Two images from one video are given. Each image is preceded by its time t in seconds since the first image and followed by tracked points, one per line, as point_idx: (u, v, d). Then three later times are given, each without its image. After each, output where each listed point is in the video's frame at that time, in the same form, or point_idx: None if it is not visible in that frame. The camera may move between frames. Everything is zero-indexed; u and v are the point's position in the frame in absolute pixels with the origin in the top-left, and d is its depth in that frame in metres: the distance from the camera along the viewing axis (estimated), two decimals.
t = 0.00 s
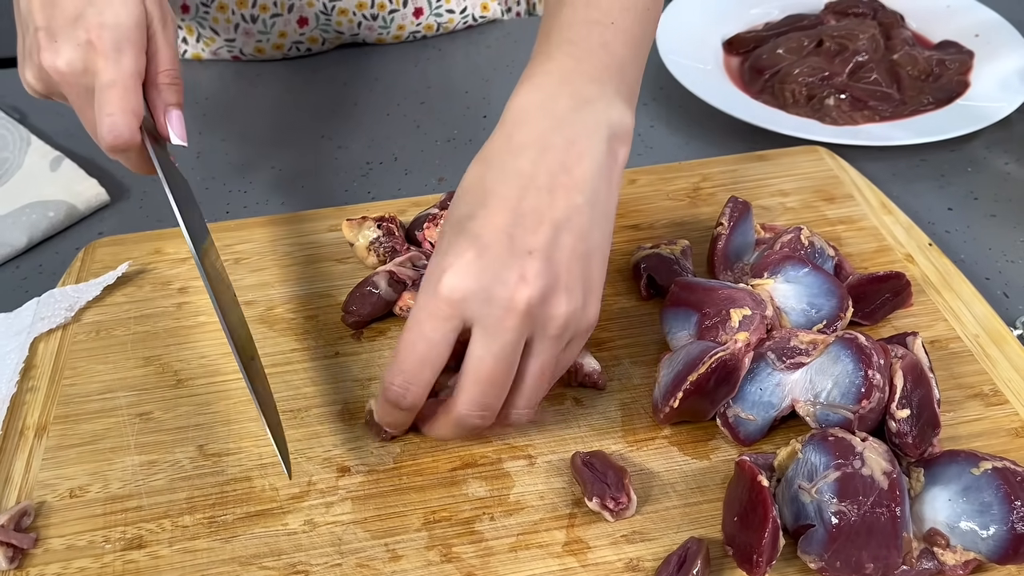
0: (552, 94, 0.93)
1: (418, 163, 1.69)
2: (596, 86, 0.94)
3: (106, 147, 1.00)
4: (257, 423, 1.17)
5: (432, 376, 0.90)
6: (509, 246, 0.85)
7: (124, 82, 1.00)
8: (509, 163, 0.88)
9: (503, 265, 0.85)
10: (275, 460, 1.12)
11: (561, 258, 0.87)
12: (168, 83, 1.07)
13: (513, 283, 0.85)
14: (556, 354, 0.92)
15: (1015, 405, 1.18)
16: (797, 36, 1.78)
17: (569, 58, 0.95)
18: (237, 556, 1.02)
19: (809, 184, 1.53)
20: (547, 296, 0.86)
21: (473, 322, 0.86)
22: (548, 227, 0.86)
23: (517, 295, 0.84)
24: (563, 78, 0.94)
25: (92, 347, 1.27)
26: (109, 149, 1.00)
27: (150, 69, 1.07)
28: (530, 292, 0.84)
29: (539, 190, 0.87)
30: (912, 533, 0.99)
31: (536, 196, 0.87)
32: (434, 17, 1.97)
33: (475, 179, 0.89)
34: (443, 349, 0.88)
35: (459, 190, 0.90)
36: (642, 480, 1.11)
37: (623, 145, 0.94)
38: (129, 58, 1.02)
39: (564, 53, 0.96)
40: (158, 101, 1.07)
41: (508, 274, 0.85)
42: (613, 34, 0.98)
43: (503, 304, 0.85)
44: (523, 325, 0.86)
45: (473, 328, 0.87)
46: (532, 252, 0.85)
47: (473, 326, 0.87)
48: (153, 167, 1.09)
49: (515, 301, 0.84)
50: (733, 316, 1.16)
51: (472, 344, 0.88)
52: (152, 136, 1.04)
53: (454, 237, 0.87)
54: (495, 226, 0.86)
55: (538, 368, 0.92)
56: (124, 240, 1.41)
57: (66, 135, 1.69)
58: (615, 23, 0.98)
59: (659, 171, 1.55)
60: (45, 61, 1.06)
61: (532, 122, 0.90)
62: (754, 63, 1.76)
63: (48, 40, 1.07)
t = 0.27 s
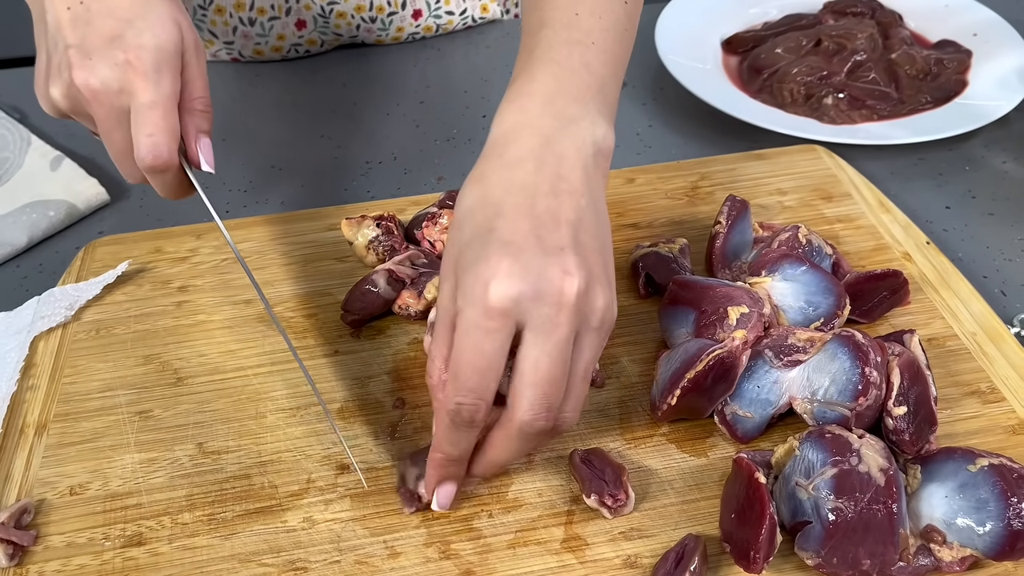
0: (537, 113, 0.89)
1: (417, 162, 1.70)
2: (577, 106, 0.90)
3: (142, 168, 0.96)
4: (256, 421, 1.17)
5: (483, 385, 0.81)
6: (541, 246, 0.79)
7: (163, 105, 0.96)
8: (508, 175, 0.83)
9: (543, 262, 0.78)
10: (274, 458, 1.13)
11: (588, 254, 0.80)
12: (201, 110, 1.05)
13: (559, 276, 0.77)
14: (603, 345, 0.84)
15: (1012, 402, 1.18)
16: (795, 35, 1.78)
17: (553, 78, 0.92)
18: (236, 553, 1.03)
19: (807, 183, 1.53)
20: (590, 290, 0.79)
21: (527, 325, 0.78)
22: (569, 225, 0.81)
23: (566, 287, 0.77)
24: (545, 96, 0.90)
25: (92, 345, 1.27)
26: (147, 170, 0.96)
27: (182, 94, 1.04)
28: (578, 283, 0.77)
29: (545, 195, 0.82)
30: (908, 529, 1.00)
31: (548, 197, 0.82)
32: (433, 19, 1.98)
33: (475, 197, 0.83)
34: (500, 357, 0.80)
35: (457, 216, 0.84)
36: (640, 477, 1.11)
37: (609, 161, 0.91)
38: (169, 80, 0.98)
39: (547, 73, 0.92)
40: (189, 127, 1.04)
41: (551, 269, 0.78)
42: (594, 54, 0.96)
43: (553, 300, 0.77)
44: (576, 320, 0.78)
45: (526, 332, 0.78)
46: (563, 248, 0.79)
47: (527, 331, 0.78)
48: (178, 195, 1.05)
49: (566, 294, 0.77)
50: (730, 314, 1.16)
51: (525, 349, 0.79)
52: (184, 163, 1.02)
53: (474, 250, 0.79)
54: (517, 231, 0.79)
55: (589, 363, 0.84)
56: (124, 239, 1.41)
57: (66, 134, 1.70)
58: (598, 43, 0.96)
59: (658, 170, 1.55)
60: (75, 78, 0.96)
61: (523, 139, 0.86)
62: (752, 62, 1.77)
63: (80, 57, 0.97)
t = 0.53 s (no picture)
0: (525, 123, 0.91)
1: (416, 162, 1.70)
2: (565, 116, 0.92)
3: (170, 180, 0.99)
4: (256, 420, 1.18)
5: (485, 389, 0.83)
6: (539, 250, 0.81)
7: (186, 116, 0.98)
8: (499, 184, 0.85)
9: (542, 266, 0.80)
10: (274, 456, 1.13)
11: (584, 256, 0.83)
12: (222, 117, 1.07)
13: (558, 280, 0.80)
14: (605, 346, 0.86)
15: (1008, 400, 1.18)
16: (794, 35, 1.78)
17: (540, 88, 0.94)
18: (236, 551, 1.03)
19: (805, 183, 1.54)
20: (588, 291, 0.81)
21: (529, 330, 0.80)
22: (564, 231, 0.83)
23: (566, 290, 0.79)
24: (533, 107, 0.92)
25: (92, 345, 1.28)
26: (175, 183, 0.99)
27: (203, 102, 1.05)
28: (578, 285, 0.80)
29: (538, 203, 0.84)
30: (905, 527, 1.00)
31: (541, 205, 0.84)
32: (434, 23, 1.99)
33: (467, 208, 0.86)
34: (499, 365, 0.82)
35: (450, 228, 0.86)
36: (638, 475, 1.11)
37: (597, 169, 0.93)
38: (189, 90, 0.99)
39: (535, 84, 0.94)
40: (212, 134, 1.06)
41: (550, 273, 0.80)
42: (581, 64, 0.97)
43: (553, 303, 0.79)
44: (577, 322, 0.80)
45: (528, 337, 0.80)
46: (560, 253, 0.81)
47: (529, 336, 0.80)
48: (208, 202, 1.08)
49: (563, 297, 0.79)
50: (728, 313, 1.17)
51: (531, 353, 0.80)
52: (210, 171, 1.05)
53: (471, 258, 0.82)
54: (513, 239, 0.82)
55: (593, 365, 0.86)
56: (124, 239, 1.42)
57: (67, 135, 1.70)
58: (584, 52, 0.98)
59: (656, 170, 1.56)
60: (97, 94, 0.99)
61: (511, 149, 0.88)
62: (750, 63, 1.77)
63: (99, 73, 0.99)
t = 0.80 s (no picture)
0: (492, 119, 0.90)
1: (417, 163, 1.71)
2: (533, 114, 0.92)
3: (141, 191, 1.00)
4: (257, 420, 1.18)
5: (463, 424, 0.80)
6: (507, 268, 0.80)
7: (153, 128, 0.99)
8: (464, 188, 0.84)
9: (512, 288, 0.79)
10: (275, 456, 1.14)
11: (551, 273, 0.82)
12: (195, 122, 1.07)
13: (528, 303, 0.78)
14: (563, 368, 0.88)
15: (1006, 400, 1.19)
16: (793, 37, 1.79)
17: (510, 83, 0.94)
18: (237, 550, 1.04)
19: (804, 184, 1.55)
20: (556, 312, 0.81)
21: (503, 355, 0.79)
22: (531, 245, 0.82)
23: (536, 315, 0.78)
24: (503, 102, 0.92)
25: (94, 345, 1.28)
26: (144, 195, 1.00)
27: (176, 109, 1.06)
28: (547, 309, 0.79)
29: (504, 211, 0.83)
30: (902, 525, 1.01)
31: (506, 215, 0.83)
32: (434, 26, 1.99)
33: (430, 210, 0.83)
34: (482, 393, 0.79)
35: (409, 227, 0.84)
36: (637, 474, 1.12)
37: (559, 172, 0.94)
38: (156, 101, 1.00)
39: (506, 78, 0.95)
40: (188, 139, 1.06)
41: (520, 295, 0.79)
42: (553, 62, 0.99)
43: (523, 328, 0.78)
44: (546, 345, 0.80)
45: (502, 361, 0.79)
46: (529, 271, 0.80)
47: (501, 360, 0.79)
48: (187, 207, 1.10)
49: (533, 321, 0.78)
50: (726, 313, 1.18)
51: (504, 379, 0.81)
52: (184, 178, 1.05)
53: (439, 273, 0.80)
54: (481, 254, 0.80)
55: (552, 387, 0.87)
56: (126, 240, 1.43)
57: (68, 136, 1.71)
58: (556, 52, 1.00)
59: (656, 170, 1.56)
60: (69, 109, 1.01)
61: (476, 148, 0.87)
62: (750, 64, 1.78)
63: (70, 88, 1.01)
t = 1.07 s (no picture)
0: (503, 126, 0.94)
1: (418, 166, 1.72)
2: (536, 122, 0.97)
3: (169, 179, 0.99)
4: (259, 421, 1.19)
5: (501, 417, 0.89)
6: (549, 272, 0.86)
7: (183, 113, 0.98)
8: (492, 197, 0.88)
9: (560, 292, 0.85)
10: (277, 457, 1.15)
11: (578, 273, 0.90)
12: (224, 111, 1.07)
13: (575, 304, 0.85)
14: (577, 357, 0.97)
15: (1003, 401, 1.20)
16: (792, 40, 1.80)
17: (515, 93, 0.97)
18: (239, 550, 1.05)
19: (802, 186, 1.55)
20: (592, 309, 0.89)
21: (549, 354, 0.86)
22: (560, 249, 0.89)
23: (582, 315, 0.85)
24: (510, 111, 0.95)
25: (97, 346, 1.29)
26: (172, 181, 0.99)
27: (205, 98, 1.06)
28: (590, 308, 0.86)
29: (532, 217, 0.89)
30: (900, 526, 1.01)
31: (536, 222, 0.89)
32: (434, 28, 2.00)
33: (462, 219, 0.87)
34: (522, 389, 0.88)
35: (440, 235, 0.87)
36: (637, 475, 1.13)
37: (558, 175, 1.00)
38: (186, 87, 1.00)
39: (511, 88, 0.97)
40: (216, 129, 1.06)
41: (567, 297, 0.85)
42: (549, 76, 1.02)
43: (572, 329, 0.85)
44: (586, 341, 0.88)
45: (546, 359, 0.87)
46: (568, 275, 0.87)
47: (546, 358, 0.87)
48: (212, 199, 1.09)
49: (581, 322, 0.85)
50: (725, 314, 1.19)
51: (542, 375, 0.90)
52: (212, 165, 1.04)
53: (488, 281, 0.84)
54: (524, 261, 0.85)
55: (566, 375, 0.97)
56: (129, 242, 1.44)
57: (71, 139, 1.72)
58: (551, 65, 1.03)
59: (655, 173, 1.57)
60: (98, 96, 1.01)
61: (494, 156, 0.91)
62: (749, 67, 1.79)
63: (101, 75, 1.01)
